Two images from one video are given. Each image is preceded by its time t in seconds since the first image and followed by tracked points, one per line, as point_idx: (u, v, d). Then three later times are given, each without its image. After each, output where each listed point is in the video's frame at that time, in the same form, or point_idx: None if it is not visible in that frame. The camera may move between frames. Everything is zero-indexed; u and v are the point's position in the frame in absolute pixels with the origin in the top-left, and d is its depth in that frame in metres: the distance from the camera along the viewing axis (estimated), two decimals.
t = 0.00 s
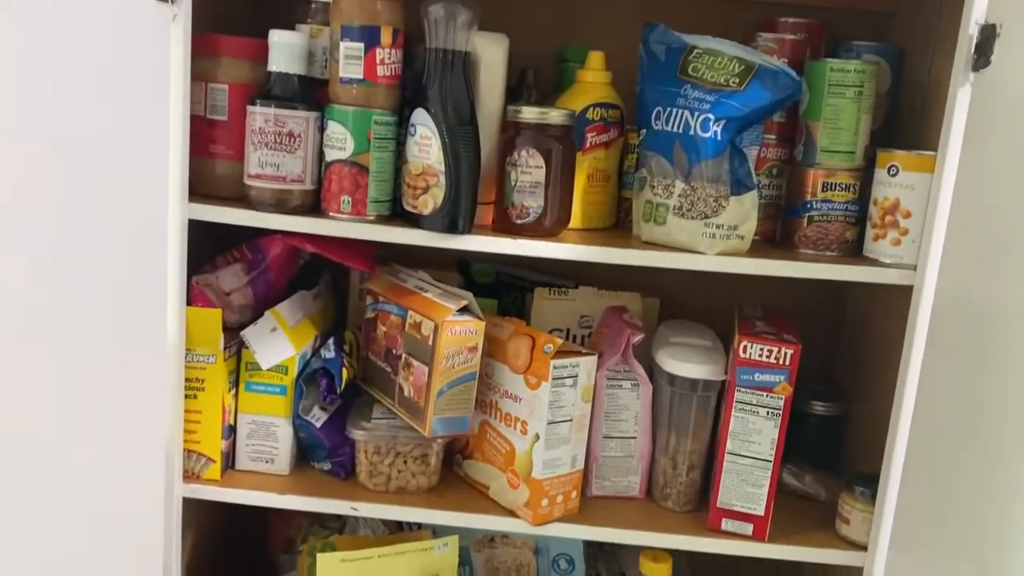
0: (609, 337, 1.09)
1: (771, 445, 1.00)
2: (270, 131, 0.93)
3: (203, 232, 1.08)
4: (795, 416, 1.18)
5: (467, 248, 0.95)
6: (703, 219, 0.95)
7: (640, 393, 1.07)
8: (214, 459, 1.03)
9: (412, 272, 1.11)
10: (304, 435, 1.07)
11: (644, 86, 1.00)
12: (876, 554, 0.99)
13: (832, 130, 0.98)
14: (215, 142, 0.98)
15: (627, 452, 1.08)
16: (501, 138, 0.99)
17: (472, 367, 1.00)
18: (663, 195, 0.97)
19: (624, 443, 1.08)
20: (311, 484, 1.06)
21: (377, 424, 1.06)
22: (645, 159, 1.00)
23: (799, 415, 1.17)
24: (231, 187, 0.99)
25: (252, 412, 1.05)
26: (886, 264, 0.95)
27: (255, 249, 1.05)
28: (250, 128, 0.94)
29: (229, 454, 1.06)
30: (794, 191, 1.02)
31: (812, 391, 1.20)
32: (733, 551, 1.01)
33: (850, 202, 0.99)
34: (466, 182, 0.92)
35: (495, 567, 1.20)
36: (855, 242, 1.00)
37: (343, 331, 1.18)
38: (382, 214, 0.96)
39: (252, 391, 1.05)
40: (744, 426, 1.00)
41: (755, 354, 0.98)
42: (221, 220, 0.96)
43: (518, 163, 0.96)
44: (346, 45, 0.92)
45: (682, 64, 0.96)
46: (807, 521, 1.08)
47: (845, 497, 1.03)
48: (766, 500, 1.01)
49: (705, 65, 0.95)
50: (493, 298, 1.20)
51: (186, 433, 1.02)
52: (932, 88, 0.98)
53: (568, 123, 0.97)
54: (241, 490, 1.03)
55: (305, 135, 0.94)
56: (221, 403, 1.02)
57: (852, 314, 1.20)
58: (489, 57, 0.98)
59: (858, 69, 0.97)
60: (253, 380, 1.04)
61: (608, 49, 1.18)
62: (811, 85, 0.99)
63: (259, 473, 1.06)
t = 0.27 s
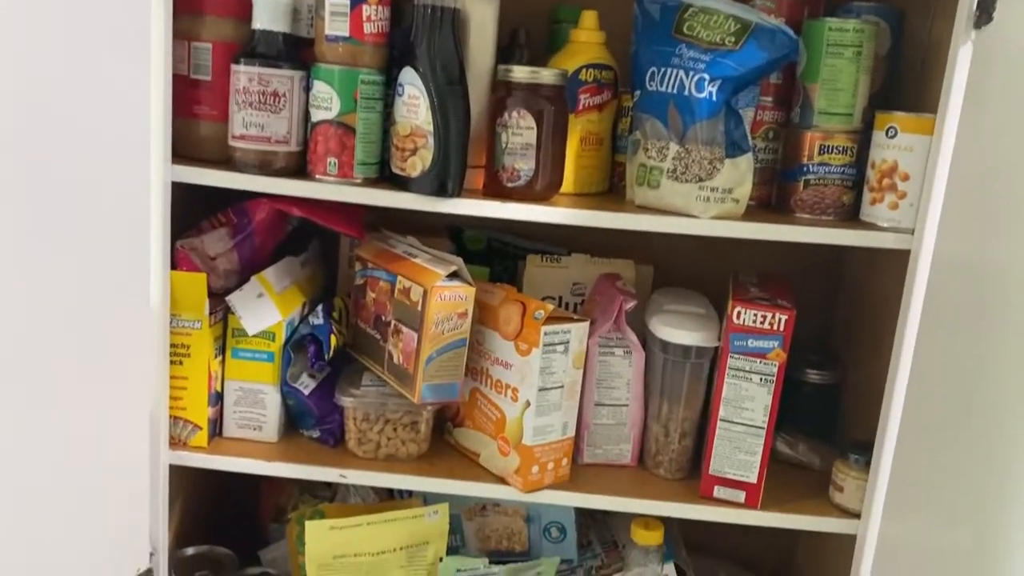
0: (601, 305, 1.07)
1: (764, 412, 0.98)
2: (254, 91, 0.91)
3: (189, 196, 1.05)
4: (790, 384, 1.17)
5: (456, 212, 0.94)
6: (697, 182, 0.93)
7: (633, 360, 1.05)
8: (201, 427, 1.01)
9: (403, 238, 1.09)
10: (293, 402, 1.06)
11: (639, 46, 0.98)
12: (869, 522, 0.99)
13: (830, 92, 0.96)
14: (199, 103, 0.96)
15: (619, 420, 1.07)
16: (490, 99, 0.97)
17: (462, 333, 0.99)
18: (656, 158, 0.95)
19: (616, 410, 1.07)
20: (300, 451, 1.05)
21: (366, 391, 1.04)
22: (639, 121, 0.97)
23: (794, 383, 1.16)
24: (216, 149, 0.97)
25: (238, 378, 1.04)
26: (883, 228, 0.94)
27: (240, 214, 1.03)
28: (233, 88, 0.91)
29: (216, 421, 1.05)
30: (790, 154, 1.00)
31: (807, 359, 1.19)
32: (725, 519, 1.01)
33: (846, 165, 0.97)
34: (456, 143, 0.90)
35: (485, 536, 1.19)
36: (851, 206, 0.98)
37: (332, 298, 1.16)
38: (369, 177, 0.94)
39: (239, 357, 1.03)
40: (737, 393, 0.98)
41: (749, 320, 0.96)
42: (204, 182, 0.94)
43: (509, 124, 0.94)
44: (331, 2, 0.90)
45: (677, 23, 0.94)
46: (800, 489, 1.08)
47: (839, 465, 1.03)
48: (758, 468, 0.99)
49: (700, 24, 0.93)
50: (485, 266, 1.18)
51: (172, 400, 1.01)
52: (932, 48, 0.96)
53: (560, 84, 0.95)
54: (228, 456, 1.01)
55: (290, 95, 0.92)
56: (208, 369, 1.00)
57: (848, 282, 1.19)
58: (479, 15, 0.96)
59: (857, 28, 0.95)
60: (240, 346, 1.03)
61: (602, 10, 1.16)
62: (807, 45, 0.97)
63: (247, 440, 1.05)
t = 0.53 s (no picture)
0: (598, 277, 1.06)
1: (762, 383, 0.97)
2: (244, 57, 0.89)
3: (179, 166, 1.04)
4: (788, 356, 1.16)
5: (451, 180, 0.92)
6: (696, 150, 0.91)
7: (630, 331, 1.04)
8: (193, 398, 1.00)
9: (397, 208, 1.07)
10: (286, 373, 1.05)
11: (637, 11, 0.96)
12: (867, 493, 0.98)
13: (832, 58, 0.95)
14: (188, 69, 0.94)
15: (616, 392, 1.06)
16: (487, 64, 0.95)
17: (458, 304, 0.97)
18: (655, 125, 0.94)
19: (612, 382, 1.06)
20: (294, 423, 1.04)
21: (360, 362, 1.03)
22: (638, 88, 0.96)
23: (792, 355, 1.15)
24: (205, 117, 0.95)
25: (231, 350, 1.02)
26: (884, 197, 0.93)
27: (232, 182, 1.01)
28: (223, 53, 0.89)
29: (209, 393, 1.03)
30: (790, 123, 0.98)
31: (806, 331, 1.18)
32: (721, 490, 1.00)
33: (848, 133, 0.96)
34: (451, 110, 0.88)
35: (482, 509, 1.19)
36: (853, 175, 0.97)
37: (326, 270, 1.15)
38: (363, 145, 0.92)
39: (232, 329, 1.02)
40: (735, 363, 0.97)
41: (748, 291, 0.95)
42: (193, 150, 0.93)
43: (504, 91, 0.92)
44: None
45: None
46: (798, 461, 1.07)
47: (836, 437, 1.02)
48: (756, 440, 0.99)
49: None
50: (480, 237, 1.16)
51: (163, 371, 1.00)
52: (936, 14, 0.94)
53: (557, 49, 0.93)
54: (221, 429, 1.00)
55: (282, 61, 0.90)
56: (200, 341, 0.99)
57: (848, 254, 1.18)
58: None
59: None
60: (232, 317, 1.02)
61: None
62: (807, 10, 0.96)
63: (241, 413, 1.04)
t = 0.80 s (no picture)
0: (600, 244, 1.04)
1: (766, 352, 0.96)
2: (237, 15, 0.86)
3: (170, 130, 1.01)
4: (791, 325, 1.14)
5: (449, 144, 0.89)
6: (702, 113, 0.89)
7: (632, 300, 1.02)
8: (187, 368, 0.98)
9: (394, 174, 1.05)
10: (281, 343, 1.03)
11: None
12: (871, 462, 0.97)
13: (840, 18, 0.93)
14: (179, 29, 0.91)
15: (617, 361, 1.04)
16: (487, 24, 0.93)
17: (457, 272, 0.95)
18: (659, 88, 0.91)
19: (613, 351, 1.04)
20: (290, 394, 1.02)
21: (357, 331, 1.01)
22: (641, 50, 0.93)
23: (795, 325, 1.13)
24: (196, 78, 0.92)
25: (225, 319, 1.00)
26: (893, 160, 0.91)
27: (224, 146, 0.98)
28: (215, 12, 0.87)
29: (203, 362, 1.01)
30: (797, 86, 0.96)
31: (808, 301, 1.16)
32: (724, 460, 0.99)
33: (856, 96, 0.93)
34: (450, 70, 0.86)
35: (480, 480, 1.18)
36: (860, 140, 0.94)
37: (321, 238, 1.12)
38: (359, 107, 0.90)
39: (225, 298, 1.00)
40: (739, 331, 0.95)
41: (752, 258, 0.93)
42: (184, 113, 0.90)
43: (505, 51, 0.90)
44: None
45: None
46: (800, 431, 1.06)
47: (841, 406, 1.00)
48: (760, 409, 0.97)
49: None
50: (480, 206, 1.14)
51: (156, 341, 0.98)
52: None
53: (559, 9, 0.90)
54: (215, 399, 0.99)
55: (274, 19, 0.88)
56: (193, 310, 0.97)
57: (851, 222, 1.16)
58: None
59: None
60: (225, 286, 0.99)
61: None
62: None
63: (236, 383, 1.02)
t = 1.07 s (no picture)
0: (607, 211, 1.01)
1: (780, 322, 0.93)
2: None
3: (162, 93, 0.97)
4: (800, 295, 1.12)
5: (454, 106, 0.86)
6: (716, 73, 0.86)
7: (640, 270, 1.00)
8: (184, 340, 0.96)
9: (394, 138, 1.02)
10: (279, 314, 1.00)
11: None
12: (886, 434, 0.95)
13: None
14: None
15: (624, 332, 1.02)
16: None
17: (462, 240, 0.92)
18: (671, 47, 0.88)
19: (621, 322, 1.01)
20: (289, 366, 0.99)
21: (359, 302, 0.98)
22: (652, 8, 0.91)
23: (805, 295, 1.11)
24: (190, 38, 0.89)
25: (221, 289, 0.97)
26: (912, 123, 0.88)
27: (218, 110, 0.95)
28: None
29: (199, 334, 0.98)
30: (813, 46, 0.93)
31: (819, 270, 1.14)
32: (735, 432, 0.97)
33: (874, 57, 0.90)
34: (455, 28, 0.82)
35: (483, 454, 1.15)
36: (878, 102, 0.91)
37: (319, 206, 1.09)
38: (360, 67, 0.86)
39: (222, 268, 0.97)
40: (752, 301, 0.93)
41: (767, 225, 0.91)
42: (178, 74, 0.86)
43: (512, 8, 0.86)
44: None
45: None
46: (812, 402, 1.04)
47: (855, 375, 0.98)
48: (772, 379, 0.95)
49: None
50: (483, 172, 1.11)
51: (151, 312, 0.95)
52: None
53: None
54: (212, 371, 0.96)
55: None
56: (188, 279, 0.94)
57: (863, 189, 1.14)
58: None
59: None
60: (221, 255, 0.96)
61: None
62: None
63: (233, 355, 0.99)
